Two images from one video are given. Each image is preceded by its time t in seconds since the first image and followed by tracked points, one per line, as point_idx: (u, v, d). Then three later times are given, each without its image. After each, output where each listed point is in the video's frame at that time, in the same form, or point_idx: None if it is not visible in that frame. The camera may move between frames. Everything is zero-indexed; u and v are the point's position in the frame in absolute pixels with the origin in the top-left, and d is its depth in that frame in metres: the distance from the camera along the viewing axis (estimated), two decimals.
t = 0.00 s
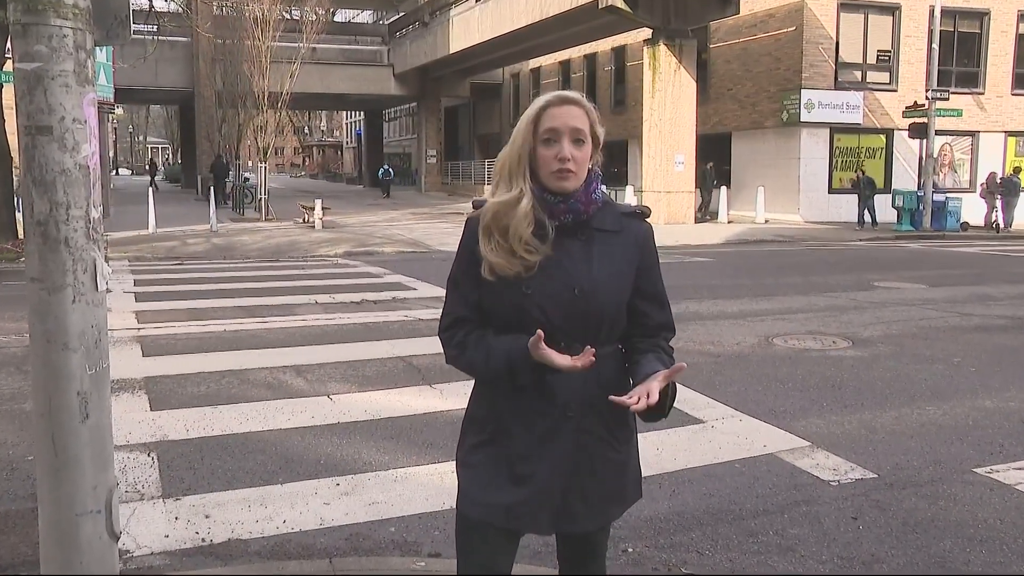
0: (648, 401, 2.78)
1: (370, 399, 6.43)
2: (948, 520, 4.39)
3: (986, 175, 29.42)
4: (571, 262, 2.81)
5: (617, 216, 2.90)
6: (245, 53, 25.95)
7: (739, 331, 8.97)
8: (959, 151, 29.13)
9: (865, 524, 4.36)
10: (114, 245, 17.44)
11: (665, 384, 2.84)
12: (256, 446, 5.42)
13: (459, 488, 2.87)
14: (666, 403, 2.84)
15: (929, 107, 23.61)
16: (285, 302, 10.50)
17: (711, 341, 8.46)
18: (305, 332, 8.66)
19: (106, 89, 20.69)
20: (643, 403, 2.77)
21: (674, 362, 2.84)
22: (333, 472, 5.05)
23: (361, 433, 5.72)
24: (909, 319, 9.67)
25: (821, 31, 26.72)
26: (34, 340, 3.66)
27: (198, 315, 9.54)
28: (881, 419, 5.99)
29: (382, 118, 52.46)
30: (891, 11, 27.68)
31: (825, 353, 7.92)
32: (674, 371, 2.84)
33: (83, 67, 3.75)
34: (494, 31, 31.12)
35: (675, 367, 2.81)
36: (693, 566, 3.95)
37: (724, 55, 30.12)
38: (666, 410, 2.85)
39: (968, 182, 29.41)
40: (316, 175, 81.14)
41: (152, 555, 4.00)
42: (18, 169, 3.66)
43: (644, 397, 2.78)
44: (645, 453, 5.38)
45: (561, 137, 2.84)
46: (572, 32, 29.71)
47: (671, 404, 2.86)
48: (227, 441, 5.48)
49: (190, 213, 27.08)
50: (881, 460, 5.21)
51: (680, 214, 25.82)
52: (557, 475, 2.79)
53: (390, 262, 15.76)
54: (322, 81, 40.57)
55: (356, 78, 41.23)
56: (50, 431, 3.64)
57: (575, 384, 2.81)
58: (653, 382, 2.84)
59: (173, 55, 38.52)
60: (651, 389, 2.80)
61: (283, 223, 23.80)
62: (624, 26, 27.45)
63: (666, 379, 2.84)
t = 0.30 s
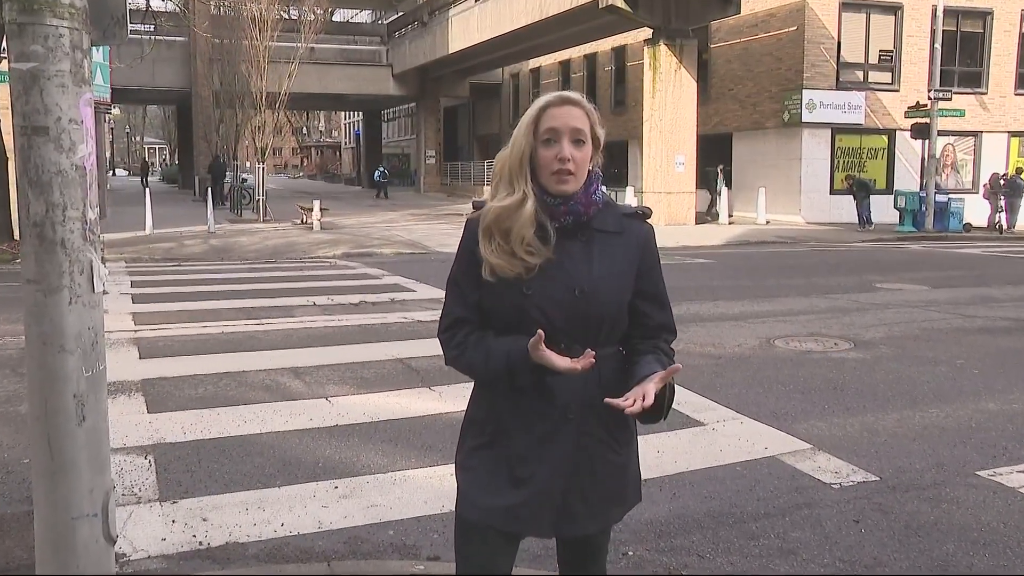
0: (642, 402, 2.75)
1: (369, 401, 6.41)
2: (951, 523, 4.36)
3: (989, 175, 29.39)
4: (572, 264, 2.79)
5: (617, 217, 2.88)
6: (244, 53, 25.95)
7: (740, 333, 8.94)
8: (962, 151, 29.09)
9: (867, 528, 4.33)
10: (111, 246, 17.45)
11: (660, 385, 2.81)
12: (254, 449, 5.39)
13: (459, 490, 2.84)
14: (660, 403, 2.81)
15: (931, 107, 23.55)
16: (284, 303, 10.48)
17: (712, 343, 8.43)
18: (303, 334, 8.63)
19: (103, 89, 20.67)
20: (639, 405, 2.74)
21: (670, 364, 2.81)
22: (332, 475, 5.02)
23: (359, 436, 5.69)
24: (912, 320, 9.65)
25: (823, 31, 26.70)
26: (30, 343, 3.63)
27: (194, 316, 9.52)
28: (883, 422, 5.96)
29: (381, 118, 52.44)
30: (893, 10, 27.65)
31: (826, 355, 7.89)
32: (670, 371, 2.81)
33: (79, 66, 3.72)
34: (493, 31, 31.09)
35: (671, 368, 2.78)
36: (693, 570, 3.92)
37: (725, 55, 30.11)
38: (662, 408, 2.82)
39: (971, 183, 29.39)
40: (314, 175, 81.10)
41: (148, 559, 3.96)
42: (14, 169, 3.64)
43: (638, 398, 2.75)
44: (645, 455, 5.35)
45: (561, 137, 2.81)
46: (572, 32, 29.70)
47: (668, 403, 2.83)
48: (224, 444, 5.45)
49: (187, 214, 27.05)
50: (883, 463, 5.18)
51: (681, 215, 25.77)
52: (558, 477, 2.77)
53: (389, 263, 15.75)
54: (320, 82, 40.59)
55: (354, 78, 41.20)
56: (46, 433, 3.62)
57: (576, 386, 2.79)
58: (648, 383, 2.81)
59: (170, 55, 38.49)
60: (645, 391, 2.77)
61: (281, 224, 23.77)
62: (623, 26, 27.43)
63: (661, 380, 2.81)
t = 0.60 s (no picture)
0: (625, 367, 2.69)
1: (368, 404, 6.37)
2: (954, 527, 4.33)
3: (992, 176, 29.36)
4: (573, 264, 2.76)
5: (618, 218, 2.86)
6: (241, 53, 25.91)
7: (741, 335, 8.90)
8: (964, 152, 29.07)
9: (870, 532, 4.29)
10: (107, 247, 17.40)
11: (645, 357, 2.75)
12: (251, 452, 5.35)
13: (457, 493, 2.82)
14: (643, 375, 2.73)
15: (933, 107, 23.52)
16: (281, 305, 10.45)
17: (712, 346, 8.39)
18: (301, 336, 8.60)
19: (99, 89, 20.62)
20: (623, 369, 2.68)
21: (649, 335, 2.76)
22: (329, 478, 4.98)
23: (357, 439, 5.65)
24: (914, 322, 9.62)
25: (824, 30, 26.67)
26: (25, 345, 3.61)
27: (191, 318, 9.49)
28: (886, 425, 5.92)
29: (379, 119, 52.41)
30: (895, 10, 27.64)
31: (828, 358, 7.85)
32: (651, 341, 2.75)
33: (75, 67, 3.69)
34: (492, 31, 31.07)
35: (650, 336, 2.73)
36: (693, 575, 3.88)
37: (726, 55, 30.10)
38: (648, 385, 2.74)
39: (973, 184, 29.36)
40: (311, 176, 81.08)
41: (144, 563, 3.92)
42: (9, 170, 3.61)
43: (623, 363, 2.69)
44: (645, 459, 5.31)
45: (555, 137, 2.79)
46: (572, 32, 29.68)
47: (651, 380, 2.75)
48: (221, 448, 5.41)
49: (184, 215, 27.01)
50: (885, 466, 5.14)
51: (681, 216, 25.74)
52: (558, 479, 2.74)
53: (387, 265, 15.72)
54: (318, 82, 40.54)
55: (352, 78, 41.18)
56: (41, 437, 3.59)
57: (577, 388, 2.75)
58: (633, 351, 2.74)
59: (166, 55, 38.46)
60: (629, 356, 2.72)
61: (279, 225, 23.73)
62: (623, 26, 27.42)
63: (644, 351, 2.74)
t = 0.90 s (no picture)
0: (677, 403, 2.70)
1: (366, 407, 6.33)
2: (958, 530, 4.30)
3: (993, 177, 29.36)
4: (574, 265, 2.75)
5: (620, 218, 2.84)
6: (238, 53, 25.86)
7: (742, 337, 8.87)
8: (966, 153, 29.09)
9: (871, 535, 4.26)
10: (103, 248, 17.35)
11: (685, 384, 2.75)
12: (248, 455, 5.32)
13: (456, 496, 2.78)
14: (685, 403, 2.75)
15: (936, 107, 23.50)
16: (279, 307, 10.41)
17: (713, 348, 8.36)
18: (298, 338, 8.56)
19: (95, 89, 20.58)
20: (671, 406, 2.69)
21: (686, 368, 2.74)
22: (327, 481, 4.94)
23: (356, 442, 5.61)
24: (916, 324, 9.59)
25: (825, 30, 26.66)
26: (20, 347, 3.60)
27: (187, 320, 9.45)
28: (887, 427, 5.89)
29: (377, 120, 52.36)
30: (896, 10, 27.63)
31: (830, 360, 7.82)
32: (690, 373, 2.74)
33: (71, 67, 3.67)
34: (490, 31, 31.05)
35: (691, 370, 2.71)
36: None
37: (726, 55, 30.11)
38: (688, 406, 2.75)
39: (976, 185, 29.36)
40: (309, 177, 81.02)
41: (140, 567, 3.89)
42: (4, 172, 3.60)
43: (671, 398, 2.70)
44: (644, 462, 5.28)
45: (552, 131, 2.79)
46: (571, 32, 29.66)
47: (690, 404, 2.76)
48: (218, 451, 5.37)
49: (181, 216, 26.95)
50: (886, 469, 5.12)
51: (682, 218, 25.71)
52: (559, 483, 2.71)
53: (384, 266, 15.69)
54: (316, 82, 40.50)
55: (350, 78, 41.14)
56: (37, 439, 3.58)
57: (578, 392, 2.73)
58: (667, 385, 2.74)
59: (163, 55, 38.42)
60: (674, 389, 2.72)
61: (277, 227, 23.69)
62: (623, 26, 27.41)
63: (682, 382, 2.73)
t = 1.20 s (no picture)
0: (671, 424, 2.73)
1: (363, 410, 6.29)
2: (961, 534, 4.26)
3: (996, 178, 29.36)
4: (575, 273, 2.76)
5: (621, 224, 2.85)
6: (235, 53, 25.81)
7: (743, 339, 8.83)
8: (968, 154, 29.11)
9: (873, 539, 4.22)
10: (99, 250, 17.28)
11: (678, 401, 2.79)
12: (245, 458, 5.28)
13: (457, 502, 2.76)
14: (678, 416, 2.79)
15: (938, 107, 23.47)
16: (276, 309, 10.37)
17: (713, 350, 8.33)
18: (296, 341, 8.52)
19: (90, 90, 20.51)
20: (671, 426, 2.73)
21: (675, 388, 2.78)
22: (325, 485, 4.91)
23: (354, 445, 5.58)
24: (918, 326, 9.55)
25: (825, 30, 26.64)
26: (14, 350, 3.62)
27: (183, 322, 9.41)
28: (888, 430, 5.86)
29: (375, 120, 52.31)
30: (899, 10, 27.55)
31: (831, 362, 7.79)
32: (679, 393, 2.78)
33: (66, 67, 3.71)
34: (489, 32, 31.02)
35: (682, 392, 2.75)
36: None
37: (726, 55, 30.10)
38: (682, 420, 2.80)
39: (978, 186, 29.36)
40: (307, 178, 80.95)
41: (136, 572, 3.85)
42: None
43: (666, 419, 2.73)
44: (645, 465, 5.24)
45: (554, 138, 2.80)
46: (570, 32, 29.64)
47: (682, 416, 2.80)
48: (214, 454, 5.34)
49: (177, 218, 26.91)
50: (889, 472, 5.08)
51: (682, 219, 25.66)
52: (561, 489, 2.70)
53: (381, 268, 15.65)
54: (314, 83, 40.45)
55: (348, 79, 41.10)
56: (31, 441, 3.59)
57: (579, 398, 2.73)
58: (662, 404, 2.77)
59: (159, 54, 38.38)
60: (669, 408, 2.75)
61: (274, 228, 23.65)
62: (622, 26, 27.39)
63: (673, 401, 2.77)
